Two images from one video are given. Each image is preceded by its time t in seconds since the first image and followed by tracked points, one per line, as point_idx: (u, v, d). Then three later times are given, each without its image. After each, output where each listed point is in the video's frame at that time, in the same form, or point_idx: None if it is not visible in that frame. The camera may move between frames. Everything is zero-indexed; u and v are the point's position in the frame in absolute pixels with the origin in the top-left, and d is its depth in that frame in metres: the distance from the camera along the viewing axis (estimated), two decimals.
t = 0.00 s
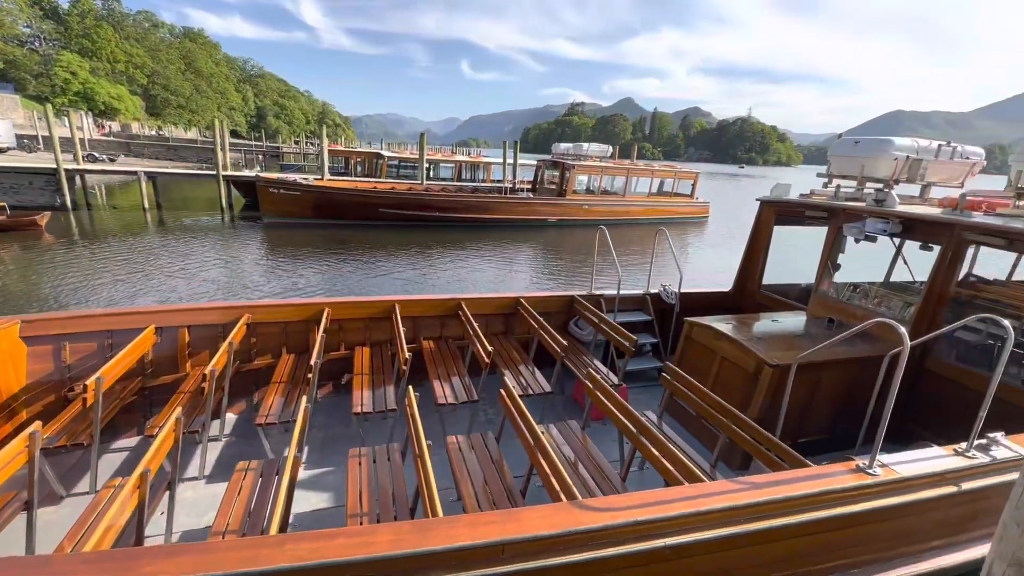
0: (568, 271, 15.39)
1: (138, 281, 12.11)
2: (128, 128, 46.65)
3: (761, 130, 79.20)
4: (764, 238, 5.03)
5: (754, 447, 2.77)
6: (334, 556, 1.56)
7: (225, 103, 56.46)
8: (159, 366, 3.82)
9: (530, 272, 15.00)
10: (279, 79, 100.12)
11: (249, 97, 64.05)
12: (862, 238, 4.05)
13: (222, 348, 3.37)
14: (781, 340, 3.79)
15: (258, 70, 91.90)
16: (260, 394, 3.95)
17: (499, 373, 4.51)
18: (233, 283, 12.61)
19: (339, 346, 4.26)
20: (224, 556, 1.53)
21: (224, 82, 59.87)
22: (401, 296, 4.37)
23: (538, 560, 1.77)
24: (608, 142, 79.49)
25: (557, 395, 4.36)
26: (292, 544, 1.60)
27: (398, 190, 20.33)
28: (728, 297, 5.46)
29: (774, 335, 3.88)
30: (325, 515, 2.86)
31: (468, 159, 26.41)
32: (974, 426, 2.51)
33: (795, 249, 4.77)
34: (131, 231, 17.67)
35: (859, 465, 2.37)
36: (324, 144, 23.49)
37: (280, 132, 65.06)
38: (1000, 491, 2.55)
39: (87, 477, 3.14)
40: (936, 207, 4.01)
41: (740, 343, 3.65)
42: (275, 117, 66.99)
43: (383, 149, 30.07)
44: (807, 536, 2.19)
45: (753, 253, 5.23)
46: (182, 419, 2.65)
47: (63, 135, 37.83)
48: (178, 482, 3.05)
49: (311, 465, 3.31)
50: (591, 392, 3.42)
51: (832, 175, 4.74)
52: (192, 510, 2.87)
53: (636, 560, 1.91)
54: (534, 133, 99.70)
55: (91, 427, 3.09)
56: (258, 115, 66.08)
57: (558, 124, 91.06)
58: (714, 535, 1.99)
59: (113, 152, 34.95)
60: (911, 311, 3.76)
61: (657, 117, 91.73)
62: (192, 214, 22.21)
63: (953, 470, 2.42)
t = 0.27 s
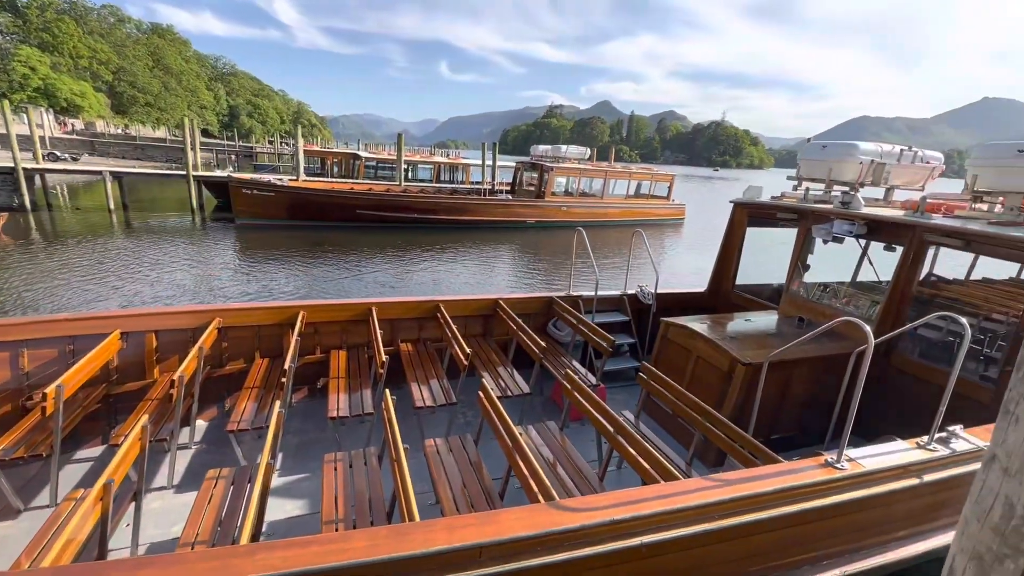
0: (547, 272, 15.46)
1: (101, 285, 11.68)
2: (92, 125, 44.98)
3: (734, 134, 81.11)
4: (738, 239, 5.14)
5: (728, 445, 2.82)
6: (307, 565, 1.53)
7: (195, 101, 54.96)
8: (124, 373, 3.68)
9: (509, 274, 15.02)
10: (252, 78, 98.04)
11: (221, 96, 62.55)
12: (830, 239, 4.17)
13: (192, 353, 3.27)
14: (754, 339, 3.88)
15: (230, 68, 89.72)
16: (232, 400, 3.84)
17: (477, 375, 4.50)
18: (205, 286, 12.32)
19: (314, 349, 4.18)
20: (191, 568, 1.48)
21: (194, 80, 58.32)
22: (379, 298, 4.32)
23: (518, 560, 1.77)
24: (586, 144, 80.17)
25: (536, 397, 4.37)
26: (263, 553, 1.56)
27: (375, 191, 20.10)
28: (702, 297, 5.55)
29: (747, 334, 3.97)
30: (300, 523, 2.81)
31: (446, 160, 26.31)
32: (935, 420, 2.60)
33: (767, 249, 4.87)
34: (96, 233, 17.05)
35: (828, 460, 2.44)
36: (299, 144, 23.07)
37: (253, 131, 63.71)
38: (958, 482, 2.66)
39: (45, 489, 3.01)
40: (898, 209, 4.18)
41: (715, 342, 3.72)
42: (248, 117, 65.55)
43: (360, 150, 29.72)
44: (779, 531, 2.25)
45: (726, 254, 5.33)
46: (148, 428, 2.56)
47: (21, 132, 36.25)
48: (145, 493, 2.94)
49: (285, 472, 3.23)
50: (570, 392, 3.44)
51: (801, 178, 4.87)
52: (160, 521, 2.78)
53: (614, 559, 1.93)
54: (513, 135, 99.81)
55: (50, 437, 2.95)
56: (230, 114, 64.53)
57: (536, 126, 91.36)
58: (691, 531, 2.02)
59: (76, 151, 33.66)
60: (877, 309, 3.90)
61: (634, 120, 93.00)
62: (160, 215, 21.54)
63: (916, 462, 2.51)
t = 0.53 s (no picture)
0: (529, 273, 15.51)
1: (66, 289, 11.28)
2: (58, 124, 43.42)
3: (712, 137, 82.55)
4: (714, 239, 5.23)
5: (705, 442, 2.88)
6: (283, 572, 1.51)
7: (168, 99, 53.55)
8: (93, 380, 3.56)
9: (491, 275, 15.01)
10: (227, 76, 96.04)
11: (195, 94, 61.12)
12: (804, 239, 4.28)
13: (165, 358, 3.18)
14: (730, 337, 3.94)
15: (204, 65, 87.68)
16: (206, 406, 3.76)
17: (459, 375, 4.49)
18: (180, 289, 12.04)
19: (293, 352, 4.12)
20: None
21: (167, 77, 56.88)
22: (359, 300, 4.27)
23: (495, 563, 1.78)
24: (568, 146, 80.58)
25: (517, 396, 4.39)
26: (239, 560, 1.54)
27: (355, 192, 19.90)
28: (681, 297, 5.63)
29: (725, 333, 4.04)
30: (276, 530, 2.75)
31: (428, 161, 26.16)
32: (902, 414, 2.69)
33: (743, 249, 4.97)
34: (63, 234, 16.51)
35: (801, 454, 2.50)
36: (277, 144, 22.71)
37: (229, 131, 62.41)
38: (925, 473, 2.75)
39: (9, 500, 2.90)
40: (868, 210, 4.32)
41: (693, 342, 3.78)
42: (224, 116, 64.21)
43: (340, 150, 29.35)
44: (753, 525, 2.31)
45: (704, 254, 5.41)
46: (117, 435, 2.49)
47: None
48: (117, 502, 2.86)
49: (263, 478, 3.18)
50: (551, 392, 3.46)
51: (776, 180, 4.98)
52: (132, 529, 2.71)
53: (593, 557, 1.95)
54: (494, 137, 99.76)
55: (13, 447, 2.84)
56: (205, 113, 63.08)
57: (517, 127, 91.41)
58: (670, 527, 2.06)
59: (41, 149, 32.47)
60: (850, 306, 4.02)
61: (614, 122, 93.88)
62: (132, 216, 20.93)
63: (885, 455, 2.59)
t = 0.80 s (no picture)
0: (512, 273, 15.50)
1: (31, 293, 10.90)
2: (23, 121, 41.93)
3: (692, 138, 83.87)
4: (695, 239, 5.30)
5: (688, 440, 2.92)
6: None
7: (140, 97, 52.14)
8: (62, 386, 3.42)
9: (474, 276, 14.96)
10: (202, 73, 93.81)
11: (168, 91, 59.55)
12: (781, 239, 4.37)
13: (138, 363, 3.08)
14: (711, 336, 4.00)
15: (179, 62, 85.34)
16: (182, 412, 3.66)
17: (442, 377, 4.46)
18: (153, 292, 11.72)
19: (272, 356, 4.03)
20: None
21: (139, 74, 55.35)
22: (341, 302, 4.21)
23: (480, 566, 1.77)
24: (550, 146, 81.00)
25: (502, 398, 4.38)
26: (215, 570, 1.50)
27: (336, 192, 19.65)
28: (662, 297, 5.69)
29: (705, 332, 4.08)
30: (255, 538, 2.69)
31: (409, 161, 25.95)
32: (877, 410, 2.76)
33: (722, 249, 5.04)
34: (30, 236, 15.92)
35: (780, 451, 2.55)
36: (255, 143, 22.27)
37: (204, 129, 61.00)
38: (898, 467, 2.84)
39: None
40: (842, 210, 4.43)
41: (674, 341, 3.81)
42: (199, 114, 62.71)
43: (320, 150, 28.95)
44: (734, 521, 2.35)
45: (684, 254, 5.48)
46: (88, 443, 2.40)
47: None
48: (88, 513, 2.77)
49: (241, 485, 3.11)
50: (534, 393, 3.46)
51: (754, 180, 5.06)
52: (104, 541, 2.62)
53: (578, 557, 1.95)
54: (476, 137, 99.62)
55: None
56: (180, 111, 61.62)
57: (500, 127, 91.41)
58: (653, 525, 2.08)
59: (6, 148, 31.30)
60: (826, 304, 4.12)
61: (596, 122, 94.51)
62: (103, 217, 20.33)
63: (861, 449, 2.66)
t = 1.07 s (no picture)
0: (496, 275, 15.49)
1: None
2: None
3: (671, 139, 85.08)
4: (676, 239, 5.35)
5: (674, 440, 2.94)
6: None
7: (109, 95, 50.44)
8: (26, 397, 3.27)
9: (457, 278, 14.90)
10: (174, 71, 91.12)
11: (138, 88, 57.71)
12: (761, 239, 4.44)
13: (109, 371, 2.96)
14: (695, 336, 4.03)
15: (149, 58, 82.73)
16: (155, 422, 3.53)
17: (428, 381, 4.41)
18: (121, 298, 11.32)
19: (251, 361, 3.93)
20: None
21: (107, 70, 53.52)
22: (322, 306, 4.13)
23: None
24: (531, 147, 81.24)
25: (487, 401, 4.34)
26: None
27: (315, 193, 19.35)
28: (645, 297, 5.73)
29: (689, 332, 4.12)
30: (234, 551, 2.61)
31: (390, 161, 25.66)
32: (856, 407, 2.81)
33: (703, 249, 5.10)
34: None
35: (765, 450, 2.57)
36: (230, 142, 21.74)
37: (177, 128, 59.37)
38: (875, 462, 2.92)
39: None
40: (819, 211, 4.52)
41: (659, 341, 3.84)
42: (171, 112, 60.97)
43: (298, 150, 28.46)
44: (719, 521, 2.38)
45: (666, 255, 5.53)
46: (55, 457, 2.28)
47: None
48: (56, 530, 2.64)
49: (220, 496, 3.01)
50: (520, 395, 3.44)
51: (734, 181, 5.12)
52: (75, 558, 2.51)
53: (568, 562, 1.95)
54: (458, 137, 99.31)
55: None
56: (151, 109, 59.89)
57: (481, 128, 91.32)
58: (641, 528, 2.08)
59: None
60: (804, 303, 4.20)
61: (576, 124, 95.14)
62: (69, 218, 19.60)
63: (842, 446, 2.71)
